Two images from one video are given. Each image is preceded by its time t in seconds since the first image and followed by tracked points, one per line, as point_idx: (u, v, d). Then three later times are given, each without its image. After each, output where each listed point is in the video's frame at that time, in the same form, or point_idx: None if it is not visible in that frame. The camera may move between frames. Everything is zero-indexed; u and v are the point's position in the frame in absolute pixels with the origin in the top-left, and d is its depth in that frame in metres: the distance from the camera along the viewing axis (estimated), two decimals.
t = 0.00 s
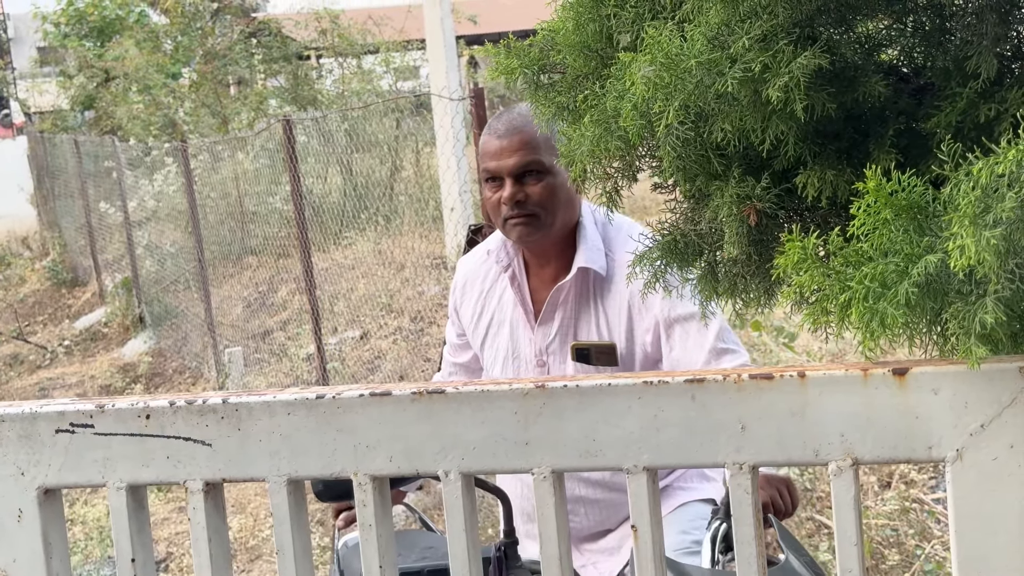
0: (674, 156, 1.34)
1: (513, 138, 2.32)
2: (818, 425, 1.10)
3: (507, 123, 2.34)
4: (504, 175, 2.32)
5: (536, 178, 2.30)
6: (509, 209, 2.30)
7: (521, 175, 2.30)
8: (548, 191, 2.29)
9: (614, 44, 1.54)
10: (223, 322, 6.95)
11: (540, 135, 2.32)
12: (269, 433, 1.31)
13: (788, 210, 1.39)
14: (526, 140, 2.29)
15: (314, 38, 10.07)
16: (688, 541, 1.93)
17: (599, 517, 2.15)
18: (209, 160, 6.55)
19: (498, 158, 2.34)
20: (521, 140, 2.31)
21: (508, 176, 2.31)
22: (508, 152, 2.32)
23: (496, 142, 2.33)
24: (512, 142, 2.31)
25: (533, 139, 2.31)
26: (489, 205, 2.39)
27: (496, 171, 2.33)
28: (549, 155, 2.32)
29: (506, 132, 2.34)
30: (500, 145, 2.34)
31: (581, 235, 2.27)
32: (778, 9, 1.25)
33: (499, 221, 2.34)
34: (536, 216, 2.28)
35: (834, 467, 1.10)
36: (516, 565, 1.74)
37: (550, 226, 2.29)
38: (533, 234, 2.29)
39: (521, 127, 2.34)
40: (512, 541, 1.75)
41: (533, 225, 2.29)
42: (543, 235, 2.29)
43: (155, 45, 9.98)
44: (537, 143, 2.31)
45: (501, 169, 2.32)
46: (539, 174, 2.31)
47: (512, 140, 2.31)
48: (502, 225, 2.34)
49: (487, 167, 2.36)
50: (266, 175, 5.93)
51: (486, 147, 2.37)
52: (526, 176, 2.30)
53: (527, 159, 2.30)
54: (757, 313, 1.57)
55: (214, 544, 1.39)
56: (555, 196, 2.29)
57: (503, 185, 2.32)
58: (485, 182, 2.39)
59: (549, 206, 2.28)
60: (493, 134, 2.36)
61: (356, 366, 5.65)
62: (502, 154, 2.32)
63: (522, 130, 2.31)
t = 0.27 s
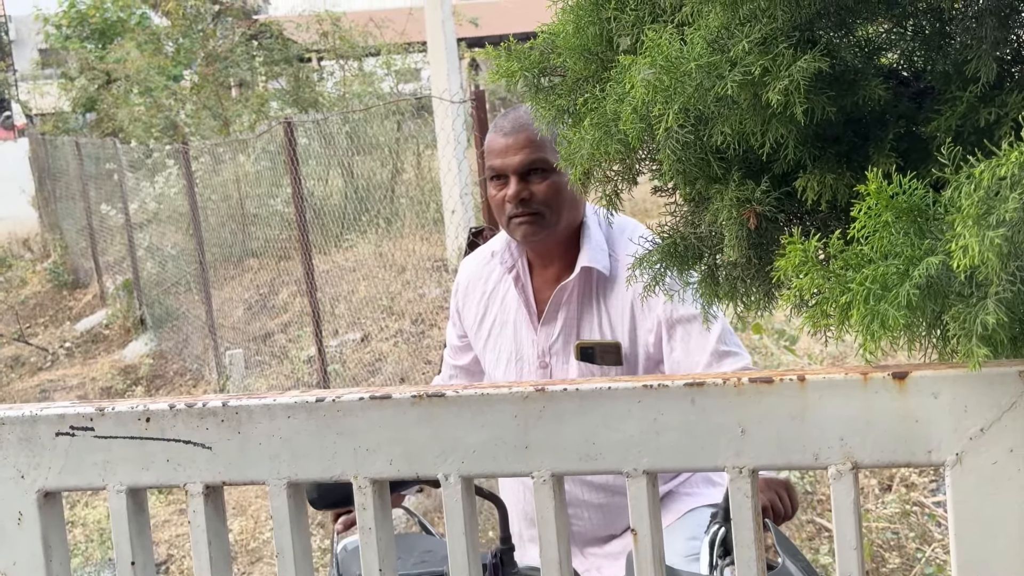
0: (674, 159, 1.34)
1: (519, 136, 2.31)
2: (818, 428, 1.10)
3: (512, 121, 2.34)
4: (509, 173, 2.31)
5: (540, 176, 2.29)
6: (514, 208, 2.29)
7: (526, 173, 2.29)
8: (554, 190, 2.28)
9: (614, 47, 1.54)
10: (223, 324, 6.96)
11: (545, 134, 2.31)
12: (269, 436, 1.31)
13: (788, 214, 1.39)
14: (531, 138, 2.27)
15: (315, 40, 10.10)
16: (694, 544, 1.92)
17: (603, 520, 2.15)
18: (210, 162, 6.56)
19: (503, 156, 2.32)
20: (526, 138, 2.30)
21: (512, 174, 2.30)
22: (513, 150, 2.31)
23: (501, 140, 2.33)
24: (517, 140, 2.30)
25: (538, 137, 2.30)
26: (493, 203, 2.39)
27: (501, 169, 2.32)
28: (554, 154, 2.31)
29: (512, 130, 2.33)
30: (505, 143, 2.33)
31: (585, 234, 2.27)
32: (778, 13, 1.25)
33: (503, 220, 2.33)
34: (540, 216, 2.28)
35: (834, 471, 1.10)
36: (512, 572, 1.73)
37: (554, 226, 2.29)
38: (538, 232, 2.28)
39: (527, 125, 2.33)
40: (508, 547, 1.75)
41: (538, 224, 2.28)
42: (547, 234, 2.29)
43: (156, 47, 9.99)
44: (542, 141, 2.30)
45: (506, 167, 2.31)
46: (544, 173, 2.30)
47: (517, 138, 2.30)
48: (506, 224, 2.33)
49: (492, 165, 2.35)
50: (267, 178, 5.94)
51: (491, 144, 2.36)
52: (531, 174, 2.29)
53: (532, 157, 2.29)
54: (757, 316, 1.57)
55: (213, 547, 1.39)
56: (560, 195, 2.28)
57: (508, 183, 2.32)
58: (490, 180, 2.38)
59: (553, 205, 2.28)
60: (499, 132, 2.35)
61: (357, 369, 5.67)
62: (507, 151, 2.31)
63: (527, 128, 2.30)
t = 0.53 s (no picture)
0: (672, 162, 1.34)
1: (509, 143, 2.29)
2: (817, 432, 1.10)
3: (503, 128, 2.32)
4: (500, 181, 2.29)
5: (531, 183, 2.27)
6: (505, 216, 2.28)
7: (517, 181, 2.27)
8: (544, 197, 2.26)
9: (613, 49, 1.54)
10: (224, 326, 6.96)
11: (535, 140, 2.29)
12: (267, 439, 1.31)
13: (787, 217, 1.39)
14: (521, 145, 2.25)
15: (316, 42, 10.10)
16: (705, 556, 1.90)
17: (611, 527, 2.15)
18: (211, 164, 6.56)
19: (493, 164, 2.31)
20: (516, 144, 2.28)
21: (503, 182, 2.28)
22: (503, 157, 2.29)
23: (491, 148, 2.31)
24: (507, 147, 2.28)
25: (528, 144, 2.28)
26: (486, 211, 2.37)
27: (492, 177, 2.30)
28: (544, 160, 2.28)
29: (501, 137, 2.31)
30: (495, 150, 2.31)
31: (580, 241, 2.25)
32: (777, 15, 1.25)
33: (495, 228, 2.32)
34: (531, 223, 2.26)
35: (833, 475, 1.10)
36: None
37: (546, 233, 2.27)
38: (530, 240, 2.27)
39: (517, 131, 2.30)
40: (515, 555, 1.76)
41: (530, 232, 2.26)
42: (539, 241, 2.27)
43: (157, 48, 9.98)
44: (532, 148, 2.27)
45: (496, 175, 2.29)
46: (535, 179, 2.28)
47: (507, 145, 2.28)
48: (498, 231, 2.32)
49: (483, 173, 2.33)
50: (268, 179, 5.93)
51: (482, 152, 2.34)
52: (521, 182, 2.27)
53: (523, 164, 2.27)
54: (756, 320, 1.56)
55: (211, 550, 1.39)
56: (552, 202, 2.26)
57: (499, 191, 2.30)
58: (481, 188, 2.36)
59: (544, 212, 2.26)
60: (490, 139, 2.34)
61: (357, 372, 5.65)
62: (497, 159, 2.29)
63: (517, 135, 2.28)
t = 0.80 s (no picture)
0: (672, 160, 1.34)
1: (494, 165, 2.24)
2: (816, 430, 1.10)
3: (488, 150, 2.26)
4: (488, 205, 2.23)
5: (519, 205, 2.22)
6: (495, 240, 2.23)
7: (505, 203, 2.22)
8: (534, 218, 2.21)
9: (614, 48, 1.54)
10: (224, 326, 6.96)
11: (521, 161, 2.24)
12: (266, 436, 1.31)
13: (787, 216, 1.39)
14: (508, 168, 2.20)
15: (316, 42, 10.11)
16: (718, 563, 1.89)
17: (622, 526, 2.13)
18: (211, 164, 6.55)
19: (479, 188, 2.24)
20: (502, 167, 2.22)
21: (491, 205, 2.23)
22: (489, 180, 2.23)
23: (476, 172, 2.24)
24: (493, 170, 2.22)
25: (514, 165, 2.23)
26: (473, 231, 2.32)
27: (479, 201, 2.24)
28: (530, 180, 2.23)
29: (487, 160, 2.25)
30: (480, 173, 2.25)
31: (573, 258, 2.24)
32: (777, 14, 1.25)
33: (485, 251, 2.27)
34: (522, 245, 2.22)
35: (831, 473, 1.10)
36: None
37: (537, 253, 2.24)
38: (523, 262, 2.23)
39: (501, 153, 2.25)
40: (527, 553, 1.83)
41: (522, 253, 2.22)
42: (531, 262, 2.24)
43: (158, 49, 9.98)
44: (519, 169, 2.22)
45: (484, 199, 2.23)
46: (523, 201, 2.22)
47: (493, 168, 2.23)
48: (488, 253, 2.27)
49: (469, 197, 2.27)
50: (268, 179, 5.93)
51: (467, 175, 2.27)
52: (510, 204, 2.22)
53: (510, 186, 2.21)
54: (756, 319, 1.56)
55: (210, 547, 1.39)
56: (541, 224, 2.22)
57: (487, 215, 2.25)
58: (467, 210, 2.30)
59: (535, 233, 2.22)
60: (474, 161, 2.28)
61: (357, 372, 5.71)
62: (483, 183, 2.23)
63: (503, 157, 2.23)
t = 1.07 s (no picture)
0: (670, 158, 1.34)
1: (490, 173, 2.21)
2: (813, 429, 1.09)
3: (482, 158, 2.23)
4: (484, 213, 2.20)
5: (516, 212, 2.19)
6: (493, 248, 2.20)
7: (502, 211, 2.19)
8: (531, 226, 2.19)
9: (611, 46, 1.53)
10: (222, 325, 6.96)
11: (516, 168, 2.21)
12: (262, 435, 1.30)
13: (785, 214, 1.39)
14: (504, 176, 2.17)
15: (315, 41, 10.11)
16: None
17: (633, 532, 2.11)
18: (210, 163, 6.55)
19: (475, 197, 2.21)
20: (497, 175, 2.19)
21: (487, 214, 2.20)
22: (485, 189, 2.20)
23: (472, 180, 2.21)
24: (488, 179, 2.20)
25: (510, 172, 2.20)
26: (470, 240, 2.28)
27: (475, 210, 2.21)
28: (526, 187, 2.20)
29: (482, 168, 2.22)
30: (476, 182, 2.22)
31: (573, 263, 2.23)
32: (775, 12, 1.25)
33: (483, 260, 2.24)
34: (520, 252, 2.19)
35: (829, 472, 1.09)
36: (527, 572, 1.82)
37: (535, 261, 2.21)
38: (521, 269, 2.21)
39: (496, 161, 2.22)
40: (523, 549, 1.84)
41: (519, 261, 2.20)
42: (529, 269, 2.21)
43: (156, 48, 9.97)
44: (515, 177, 2.19)
45: (480, 208, 2.20)
46: (520, 208, 2.19)
47: (488, 177, 2.20)
48: (486, 261, 2.24)
49: (465, 206, 2.24)
50: (266, 178, 5.93)
51: (463, 184, 2.24)
52: (506, 212, 2.19)
53: (506, 194, 2.18)
54: (753, 318, 1.56)
55: (206, 545, 1.39)
56: (538, 230, 2.20)
57: (484, 223, 2.22)
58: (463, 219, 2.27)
59: (532, 240, 2.19)
60: (469, 170, 2.25)
61: (356, 370, 5.76)
62: (479, 192, 2.20)
63: (498, 165, 2.20)
